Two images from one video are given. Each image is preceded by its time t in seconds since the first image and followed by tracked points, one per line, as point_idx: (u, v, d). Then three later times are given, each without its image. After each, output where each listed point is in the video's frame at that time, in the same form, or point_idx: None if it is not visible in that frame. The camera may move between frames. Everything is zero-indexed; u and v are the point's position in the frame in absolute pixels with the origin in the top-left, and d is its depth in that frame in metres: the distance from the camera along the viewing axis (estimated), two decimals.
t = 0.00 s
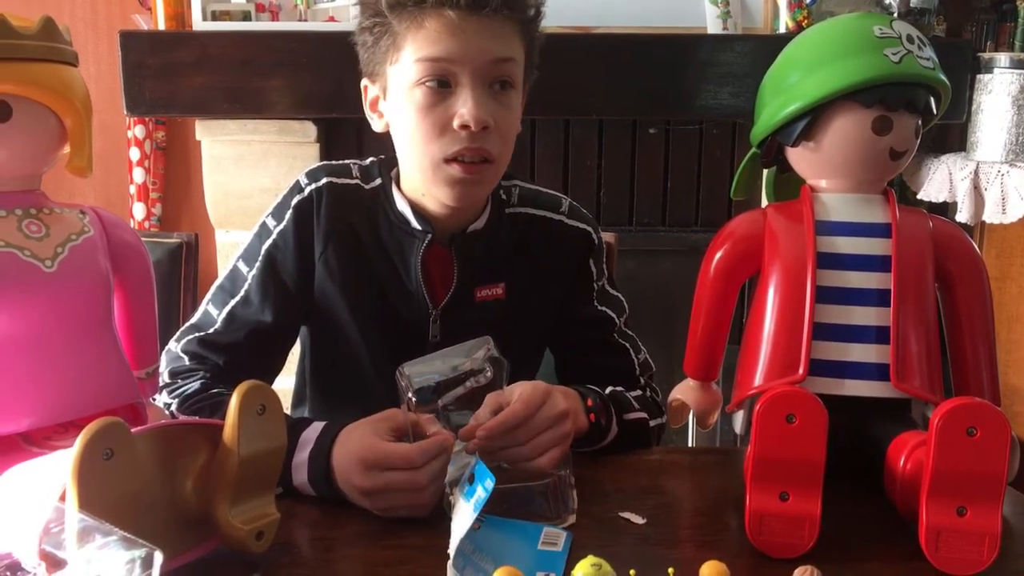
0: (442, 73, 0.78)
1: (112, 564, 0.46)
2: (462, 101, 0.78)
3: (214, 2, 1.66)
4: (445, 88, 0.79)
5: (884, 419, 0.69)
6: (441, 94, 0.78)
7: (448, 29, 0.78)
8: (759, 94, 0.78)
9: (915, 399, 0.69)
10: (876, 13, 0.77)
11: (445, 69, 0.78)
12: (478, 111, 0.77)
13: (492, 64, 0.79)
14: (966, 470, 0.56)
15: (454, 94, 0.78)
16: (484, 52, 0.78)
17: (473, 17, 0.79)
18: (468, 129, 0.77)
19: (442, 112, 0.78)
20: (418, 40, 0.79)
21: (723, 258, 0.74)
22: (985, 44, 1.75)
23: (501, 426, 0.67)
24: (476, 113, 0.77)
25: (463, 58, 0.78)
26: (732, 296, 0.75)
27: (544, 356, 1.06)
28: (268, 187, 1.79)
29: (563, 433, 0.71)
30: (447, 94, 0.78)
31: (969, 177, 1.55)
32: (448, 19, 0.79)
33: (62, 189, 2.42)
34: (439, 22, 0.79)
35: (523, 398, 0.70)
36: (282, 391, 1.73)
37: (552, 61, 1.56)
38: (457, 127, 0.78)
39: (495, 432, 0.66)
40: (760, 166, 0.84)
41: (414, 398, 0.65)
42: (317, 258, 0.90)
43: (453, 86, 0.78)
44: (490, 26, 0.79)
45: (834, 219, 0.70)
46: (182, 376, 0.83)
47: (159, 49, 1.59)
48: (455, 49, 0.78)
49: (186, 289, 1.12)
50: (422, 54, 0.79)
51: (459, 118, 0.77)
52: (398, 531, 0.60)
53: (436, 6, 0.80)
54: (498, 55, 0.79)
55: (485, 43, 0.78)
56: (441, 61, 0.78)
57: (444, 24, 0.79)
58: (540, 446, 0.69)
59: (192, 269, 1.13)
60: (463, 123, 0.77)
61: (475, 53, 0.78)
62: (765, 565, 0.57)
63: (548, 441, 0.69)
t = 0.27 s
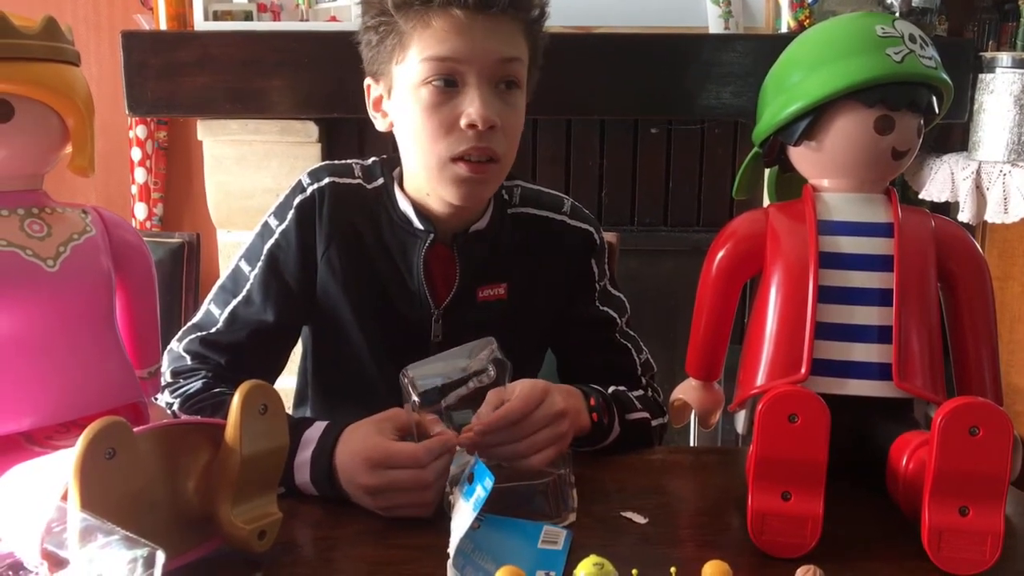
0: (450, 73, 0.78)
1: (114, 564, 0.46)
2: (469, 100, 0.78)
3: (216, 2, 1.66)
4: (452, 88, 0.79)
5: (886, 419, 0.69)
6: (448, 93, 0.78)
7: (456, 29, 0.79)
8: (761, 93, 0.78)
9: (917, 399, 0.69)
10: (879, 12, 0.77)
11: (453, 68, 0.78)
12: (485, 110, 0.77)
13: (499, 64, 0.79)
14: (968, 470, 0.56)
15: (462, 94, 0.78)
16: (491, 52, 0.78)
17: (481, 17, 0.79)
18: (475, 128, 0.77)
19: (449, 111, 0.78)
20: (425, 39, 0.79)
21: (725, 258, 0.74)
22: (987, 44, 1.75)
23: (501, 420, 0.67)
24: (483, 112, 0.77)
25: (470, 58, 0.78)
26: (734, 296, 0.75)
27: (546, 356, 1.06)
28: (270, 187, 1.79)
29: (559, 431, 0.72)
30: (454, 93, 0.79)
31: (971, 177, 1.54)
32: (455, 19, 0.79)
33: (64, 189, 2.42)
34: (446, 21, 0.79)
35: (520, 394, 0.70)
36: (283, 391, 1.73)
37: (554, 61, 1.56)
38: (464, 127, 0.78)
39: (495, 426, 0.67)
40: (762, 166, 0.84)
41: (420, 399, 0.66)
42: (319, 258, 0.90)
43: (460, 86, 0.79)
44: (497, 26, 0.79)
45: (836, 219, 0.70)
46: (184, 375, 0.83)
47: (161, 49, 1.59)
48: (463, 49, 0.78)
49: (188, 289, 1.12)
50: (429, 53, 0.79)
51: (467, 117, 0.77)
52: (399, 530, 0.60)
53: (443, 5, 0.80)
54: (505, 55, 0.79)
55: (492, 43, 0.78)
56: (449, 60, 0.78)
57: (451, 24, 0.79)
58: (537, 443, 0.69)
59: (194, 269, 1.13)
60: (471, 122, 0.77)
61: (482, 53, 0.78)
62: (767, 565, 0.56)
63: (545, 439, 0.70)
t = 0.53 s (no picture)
0: (454, 73, 0.78)
1: (115, 567, 0.46)
2: (474, 101, 0.78)
3: (218, 3, 1.66)
4: (457, 88, 0.79)
5: (889, 421, 0.69)
6: (453, 94, 0.78)
7: (460, 29, 0.79)
8: (763, 95, 0.78)
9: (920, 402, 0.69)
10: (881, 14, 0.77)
11: (457, 68, 0.78)
12: (490, 110, 0.77)
13: (503, 64, 0.79)
14: (971, 473, 0.56)
15: (466, 94, 0.78)
16: (496, 52, 0.78)
17: (485, 17, 0.79)
18: (480, 128, 0.77)
19: (454, 111, 0.78)
20: (429, 39, 0.79)
21: (727, 260, 0.74)
22: (988, 45, 1.74)
23: (503, 425, 0.67)
24: (488, 112, 0.77)
25: (475, 58, 0.78)
26: (736, 298, 0.75)
27: (548, 358, 1.06)
28: (272, 188, 1.79)
29: (559, 435, 0.71)
30: (459, 94, 0.78)
31: (973, 178, 1.54)
32: (460, 19, 0.79)
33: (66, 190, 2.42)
34: (451, 22, 0.79)
35: (521, 398, 0.70)
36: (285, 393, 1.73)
37: (555, 62, 1.56)
38: (469, 127, 0.78)
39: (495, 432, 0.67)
40: (764, 167, 0.84)
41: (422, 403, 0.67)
42: (321, 260, 0.90)
43: (465, 86, 0.79)
44: (502, 27, 0.79)
45: (838, 221, 0.70)
46: (186, 377, 0.83)
47: (163, 51, 1.59)
48: (468, 49, 0.78)
49: (190, 290, 1.12)
50: (433, 53, 0.79)
51: (472, 117, 0.77)
52: (401, 533, 0.60)
53: (447, 6, 0.80)
54: (510, 55, 0.79)
55: (497, 43, 0.78)
56: (453, 60, 0.78)
57: (456, 24, 0.79)
58: (537, 448, 0.69)
59: (196, 271, 1.13)
60: (476, 123, 0.77)
61: (487, 53, 0.78)
62: (770, 568, 0.56)
63: (545, 444, 0.69)
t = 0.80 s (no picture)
0: (456, 71, 0.78)
1: (119, 565, 0.47)
2: (476, 99, 0.78)
3: (219, 4, 1.66)
4: (459, 86, 0.79)
5: (890, 422, 0.69)
6: (454, 92, 0.78)
7: (462, 27, 0.79)
8: (764, 95, 0.78)
9: (923, 402, 0.69)
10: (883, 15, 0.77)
11: (459, 66, 0.78)
12: (492, 108, 0.77)
13: (505, 62, 0.79)
14: (974, 473, 0.56)
15: (468, 92, 0.78)
16: (498, 50, 0.78)
17: (486, 16, 0.79)
18: (482, 126, 0.77)
19: (456, 109, 0.78)
20: (431, 38, 0.79)
21: (729, 260, 0.74)
22: (990, 45, 1.74)
23: (505, 428, 0.67)
24: (490, 110, 0.77)
25: (477, 56, 0.78)
26: (738, 298, 0.75)
27: (548, 358, 1.06)
28: (273, 188, 1.79)
29: (559, 438, 0.70)
30: (461, 92, 0.78)
31: (975, 178, 1.54)
32: (461, 17, 0.79)
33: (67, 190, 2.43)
34: (452, 19, 0.79)
35: (523, 401, 0.70)
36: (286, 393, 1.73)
37: (557, 62, 1.56)
38: (472, 125, 0.78)
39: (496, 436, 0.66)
40: (766, 168, 0.84)
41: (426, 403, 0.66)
42: (322, 260, 0.90)
43: (467, 84, 0.79)
44: (503, 24, 0.79)
45: (840, 221, 0.70)
46: (188, 377, 0.83)
47: (164, 51, 1.60)
48: (470, 47, 0.78)
49: (191, 290, 1.12)
50: (435, 51, 0.79)
51: (474, 115, 0.77)
52: (403, 533, 0.60)
53: (449, 4, 0.80)
54: (511, 53, 0.79)
55: (499, 41, 0.78)
56: (455, 58, 0.78)
57: (457, 22, 0.79)
58: (538, 451, 0.68)
59: (198, 271, 1.13)
60: (478, 121, 0.77)
61: (489, 51, 0.78)
62: (772, 568, 0.56)
63: (546, 447, 0.69)
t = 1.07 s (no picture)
0: (454, 66, 0.78)
1: (118, 566, 0.47)
2: (474, 93, 0.78)
3: (220, 4, 1.66)
4: (456, 81, 0.79)
5: (890, 422, 0.69)
6: (452, 86, 0.79)
7: (459, 22, 0.79)
8: (764, 96, 0.78)
9: (922, 402, 0.69)
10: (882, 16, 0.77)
11: (457, 61, 0.78)
12: (490, 102, 0.77)
13: (503, 57, 0.79)
14: (973, 473, 0.56)
15: (466, 86, 0.78)
16: (495, 45, 0.78)
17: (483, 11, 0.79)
18: (480, 120, 0.77)
19: (454, 104, 0.78)
20: (429, 33, 0.79)
21: (729, 260, 0.74)
22: (990, 45, 1.74)
23: (507, 425, 0.67)
24: (488, 104, 0.77)
25: (474, 50, 0.78)
26: (737, 298, 0.75)
27: (548, 358, 1.06)
28: (273, 188, 1.79)
29: (559, 437, 0.70)
30: (459, 86, 0.79)
31: (975, 179, 1.54)
32: (459, 13, 0.79)
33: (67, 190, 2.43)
34: (449, 15, 0.79)
35: (524, 398, 0.70)
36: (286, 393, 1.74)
37: (557, 62, 1.56)
38: (470, 119, 0.78)
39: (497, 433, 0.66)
40: (765, 168, 0.84)
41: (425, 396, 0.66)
42: (321, 260, 0.90)
43: (464, 79, 0.79)
44: (500, 20, 0.80)
45: (839, 221, 0.70)
46: (188, 377, 0.83)
47: (165, 51, 1.60)
48: (468, 42, 0.78)
49: (191, 290, 1.12)
50: (433, 46, 0.79)
51: (472, 109, 0.77)
52: (403, 533, 0.60)
53: None
54: (509, 48, 0.79)
55: (496, 36, 0.78)
56: (453, 52, 0.78)
57: (455, 17, 0.79)
58: (538, 450, 0.68)
59: (198, 271, 1.13)
60: (476, 114, 0.77)
61: (486, 45, 0.78)
62: (772, 569, 0.56)
63: (546, 446, 0.69)
